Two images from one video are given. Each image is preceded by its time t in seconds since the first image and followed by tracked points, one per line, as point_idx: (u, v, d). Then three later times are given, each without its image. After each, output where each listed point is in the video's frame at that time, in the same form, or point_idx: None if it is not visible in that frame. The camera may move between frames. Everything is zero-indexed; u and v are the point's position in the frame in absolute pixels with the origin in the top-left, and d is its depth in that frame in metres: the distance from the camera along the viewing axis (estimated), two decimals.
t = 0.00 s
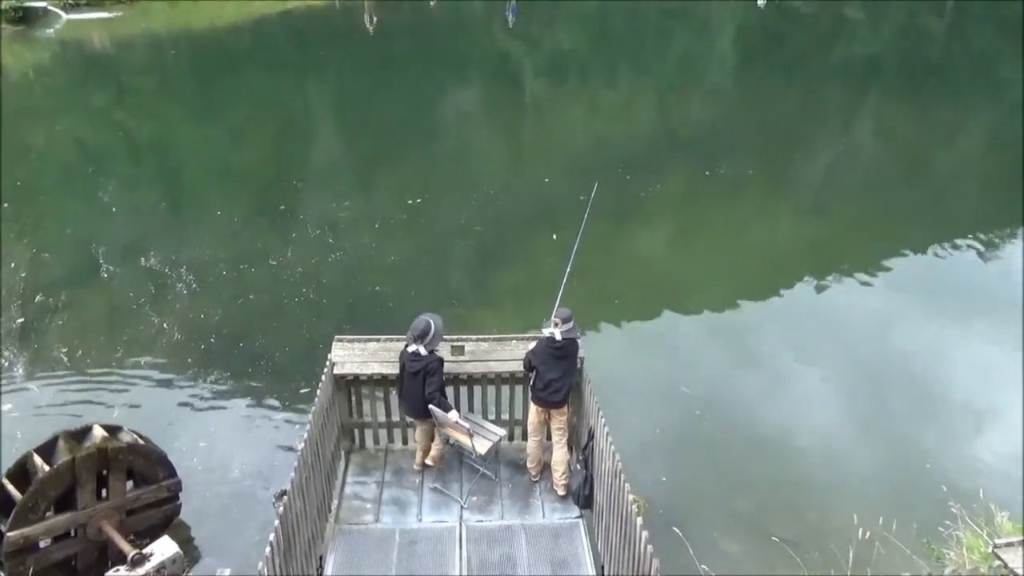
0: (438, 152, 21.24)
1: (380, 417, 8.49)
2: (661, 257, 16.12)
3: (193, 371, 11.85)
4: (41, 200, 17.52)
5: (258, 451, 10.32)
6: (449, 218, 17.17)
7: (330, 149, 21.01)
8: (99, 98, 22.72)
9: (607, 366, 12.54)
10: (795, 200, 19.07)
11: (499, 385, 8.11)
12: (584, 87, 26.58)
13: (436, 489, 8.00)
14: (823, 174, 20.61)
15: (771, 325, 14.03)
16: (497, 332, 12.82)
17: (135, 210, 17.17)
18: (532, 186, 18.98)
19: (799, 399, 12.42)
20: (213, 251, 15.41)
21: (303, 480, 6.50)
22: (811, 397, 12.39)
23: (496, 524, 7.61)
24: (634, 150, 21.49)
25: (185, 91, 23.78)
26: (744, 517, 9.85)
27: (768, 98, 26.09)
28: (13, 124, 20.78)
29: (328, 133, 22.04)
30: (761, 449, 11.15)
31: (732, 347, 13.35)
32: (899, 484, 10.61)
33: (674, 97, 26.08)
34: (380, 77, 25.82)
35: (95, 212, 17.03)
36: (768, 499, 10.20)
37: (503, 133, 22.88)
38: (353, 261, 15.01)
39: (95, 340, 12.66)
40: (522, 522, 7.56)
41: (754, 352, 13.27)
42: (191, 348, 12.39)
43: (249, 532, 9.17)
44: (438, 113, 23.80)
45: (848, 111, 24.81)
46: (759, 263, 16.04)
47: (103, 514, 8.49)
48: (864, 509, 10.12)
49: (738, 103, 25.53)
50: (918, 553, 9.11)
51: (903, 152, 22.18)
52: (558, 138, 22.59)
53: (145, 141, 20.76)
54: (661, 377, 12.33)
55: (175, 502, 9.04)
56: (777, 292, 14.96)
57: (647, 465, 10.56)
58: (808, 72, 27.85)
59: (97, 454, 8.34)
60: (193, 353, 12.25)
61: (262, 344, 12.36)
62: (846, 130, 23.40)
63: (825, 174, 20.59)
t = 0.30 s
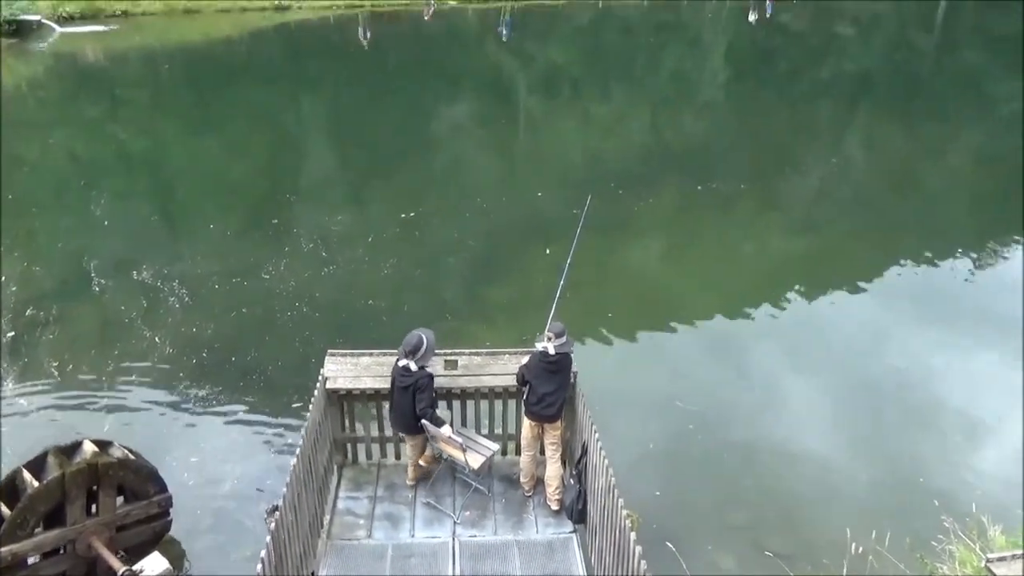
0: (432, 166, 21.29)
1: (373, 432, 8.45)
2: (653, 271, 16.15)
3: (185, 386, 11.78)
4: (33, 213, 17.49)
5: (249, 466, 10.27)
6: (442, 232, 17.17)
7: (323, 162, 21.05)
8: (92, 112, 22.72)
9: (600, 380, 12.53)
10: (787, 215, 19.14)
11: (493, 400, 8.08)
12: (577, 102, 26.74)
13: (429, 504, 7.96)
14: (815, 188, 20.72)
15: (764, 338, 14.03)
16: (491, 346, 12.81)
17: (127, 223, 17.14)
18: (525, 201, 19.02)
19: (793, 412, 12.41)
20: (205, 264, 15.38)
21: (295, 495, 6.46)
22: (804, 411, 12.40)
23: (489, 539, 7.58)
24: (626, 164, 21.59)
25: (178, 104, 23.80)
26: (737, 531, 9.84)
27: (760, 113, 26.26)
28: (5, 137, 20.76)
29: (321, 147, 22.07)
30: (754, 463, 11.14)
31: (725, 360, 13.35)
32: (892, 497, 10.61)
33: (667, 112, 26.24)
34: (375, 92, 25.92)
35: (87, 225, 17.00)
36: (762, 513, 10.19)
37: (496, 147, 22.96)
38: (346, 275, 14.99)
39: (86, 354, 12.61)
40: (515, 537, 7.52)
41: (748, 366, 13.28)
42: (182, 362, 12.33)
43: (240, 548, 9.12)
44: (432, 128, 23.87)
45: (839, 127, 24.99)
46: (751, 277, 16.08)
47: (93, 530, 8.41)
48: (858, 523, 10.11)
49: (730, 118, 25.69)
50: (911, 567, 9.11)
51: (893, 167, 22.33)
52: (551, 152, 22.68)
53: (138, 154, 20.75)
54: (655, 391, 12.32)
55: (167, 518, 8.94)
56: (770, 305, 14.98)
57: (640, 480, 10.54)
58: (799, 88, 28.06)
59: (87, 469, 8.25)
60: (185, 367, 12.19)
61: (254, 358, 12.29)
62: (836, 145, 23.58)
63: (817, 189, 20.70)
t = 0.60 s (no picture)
0: (425, 180, 21.33)
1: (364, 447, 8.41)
2: (645, 285, 16.17)
3: (174, 401, 11.71)
4: (23, 227, 17.43)
5: (240, 482, 10.20)
6: (434, 246, 17.17)
7: (316, 176, 21.07)
8: (84, 126, 22.71)
9: (591, 394, 12.51)
10: (777, 229, 19.21)
11: (484, 415, 8.06)
12: (569, 117, 26.90)
13: (420, 520, 7.91)
14: (805, 202, 20.83)
15: (756, 351, 14.05)
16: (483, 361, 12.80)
17: (118, 237, 17.10)
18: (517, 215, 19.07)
19: (783, 425, 12.41)
20: (196, 279, 15.35)
21: (285, 511, 6.41)
22: (794, 424, 12.40)
23: (481, 555, 7.54)
24: (618, 179, 21.70)
25: (170, 118, 23.81)
26: (729, 546, 9.82)
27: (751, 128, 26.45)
28: None
29: (314, 161, 22.10)
30: (746, 476, 11.14)
31: (716, 373, 13.36)
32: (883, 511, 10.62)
33: (658, 127, 26.37)
34: (367, 107, 26.03)
35: (78, 240, 16.95)
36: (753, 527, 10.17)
37: (488, 161, 23.05)
38: (337, 289, 14.96)
39: (75, 369, 12.54)
40: (507, 553, 7.48)
41: (740, 379, 13.28)
42: (171, 378, 12.25)
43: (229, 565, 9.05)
44: (425, 142, 23.94)
45: (828, 142, 25.17)
46: (742, 291, 16.11)
47: (80, 549, 7.90)
48: (849, 537, 10.12)
49: (721, 134, 25.85)
50: None
51: (883, 181, 22.48)
52: (543, 167, 22.78)
53: (129, 168, 20.73)
54: (646, 404, 12.31)
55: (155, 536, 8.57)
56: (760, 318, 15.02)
57: (632, 493, 10.51)
58: (789, 104, 28.29)
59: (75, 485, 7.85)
60: (174, 383, 12.13)
61: (244, 374, 12.23)
62: (826, 160, 23.73)
63: (807, 203, 20.82)
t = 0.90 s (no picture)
0: (415, 194, 21.33)
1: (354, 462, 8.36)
2: (635, 297, 16.17)
3: (162, 416, 11.63)
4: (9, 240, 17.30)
5: (228, 497, 10.13)
6: (425, 260, 17.14)
7: (306, 189, 21.06)
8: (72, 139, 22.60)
9: (581, 407, 12.50)
10: (766, 242, 19.29)
11: (474, 429, 8.02)
12: (559, 131, 27.05)
13: (410, 535, 7.86)
14: (793, 215, 20.93)
15: (745, 363, 14.08)
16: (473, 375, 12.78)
17: (106, 251, 17.00)
18: (508, 229, 19.07)
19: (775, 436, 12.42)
20: (185, 292, 15.27)
21: (274, 526, 6.37)
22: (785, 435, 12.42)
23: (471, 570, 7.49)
24: (607, 192, 21.78)
25: (160, 131, 23.71)
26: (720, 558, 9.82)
27: (739, 141, 26.60)
28: None
29: (304, 174, 22.08)
30: (737, 488, 11.14)
31: (706, 386, 13.37)
32: (873, 523, 10.67)
33: (648, 141, 26.47)
34: (357, 121, 26.05)
35: (65, 253, 16.84)
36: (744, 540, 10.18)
37: (478, 175, 23.09)
38: (327, 302, 14.92)
39: (62, 384, 12.44)
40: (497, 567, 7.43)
41: (729, 391, 13.30)
42: (159, 393, 12.17)
43: None
44: (415, 156, 23.98)
45: (815, 156, 25.33)
46: (732, 304, 16.13)
47: (66, 566, 7.83)
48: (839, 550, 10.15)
49: (710, 148, 25.98)
50: None
51: (870, 194, 22.63)
52: (534, 180, 22.80)
53: (117, 180, 20.61)
54: (636, 417, 12.30)
55: (142, 552, 8.37)
56: (750, 331, 15.05)
57: (622, 507, 10.50)
58: (777, 118, 28.50)
59: (60, 502, 7.68)
60: (162, 398, 12.05)
61: (232, 388, 12.17)
62: (815, 173, 23.88)
63: (795, 216, 20.92)
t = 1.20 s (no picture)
0: (403, 204, 21.33)
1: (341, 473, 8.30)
2: (623, 306, 16.18)
3: (147, 429, 11.54)
4: None
5: (214, 510, 10.05)
6: (412, 270, 17.13)
7: (292, 200, 21.02)
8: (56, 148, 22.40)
9: (569, 417, 12.47)
10: (752, 250, 19.38)
11: (462, 440, 8.00)
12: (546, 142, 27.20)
13: (398, 546, 7.81)
14: (779, 224, 21.03)
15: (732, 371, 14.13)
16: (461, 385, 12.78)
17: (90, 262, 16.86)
18: (495, 239, 19.08)
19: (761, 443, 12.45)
20: (171, 303, 15.18)
21: (260, 539, 6.31)
22: (771, 443, 12.44)
23: None
24: (594, 202, 21.87)
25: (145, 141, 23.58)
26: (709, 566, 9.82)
27: (725, 151, 26.77)
28: None
29: (291, 185, 22.04)
30: (725, 496, 11.14)
31: (692, 395, 13.39)
32: (860, 530, 10.71)
33: (634, 152, 26.58)
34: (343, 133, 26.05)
35: (49, 264, 16.68)
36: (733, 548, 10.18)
37: (466, 184, 23.12)
38: (314, 312, 14.89)
39: (45, 396, 12.30)
40: None
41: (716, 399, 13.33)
42: (144, 405, 12.07)
43: None
44: (403, 166, 24.02)
45: (800, 166, 25.51)
46: (719, 313, 16.17)
47: None
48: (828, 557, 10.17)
49: (696, 157, 26.14)
50: None
51: (855, 203, 22.82)
52: (521, 190, 22.84)
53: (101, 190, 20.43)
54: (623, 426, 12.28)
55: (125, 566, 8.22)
56: (737, 339, 15.10)
57: (610, 517, 10.49)
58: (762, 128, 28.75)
59: (45, 516, 7.34)
60: (147, 410, 11.96)
61: (218, 400, 12.11)
62: (799, 183, 24.06)
63: (780, 225, 21.02)
